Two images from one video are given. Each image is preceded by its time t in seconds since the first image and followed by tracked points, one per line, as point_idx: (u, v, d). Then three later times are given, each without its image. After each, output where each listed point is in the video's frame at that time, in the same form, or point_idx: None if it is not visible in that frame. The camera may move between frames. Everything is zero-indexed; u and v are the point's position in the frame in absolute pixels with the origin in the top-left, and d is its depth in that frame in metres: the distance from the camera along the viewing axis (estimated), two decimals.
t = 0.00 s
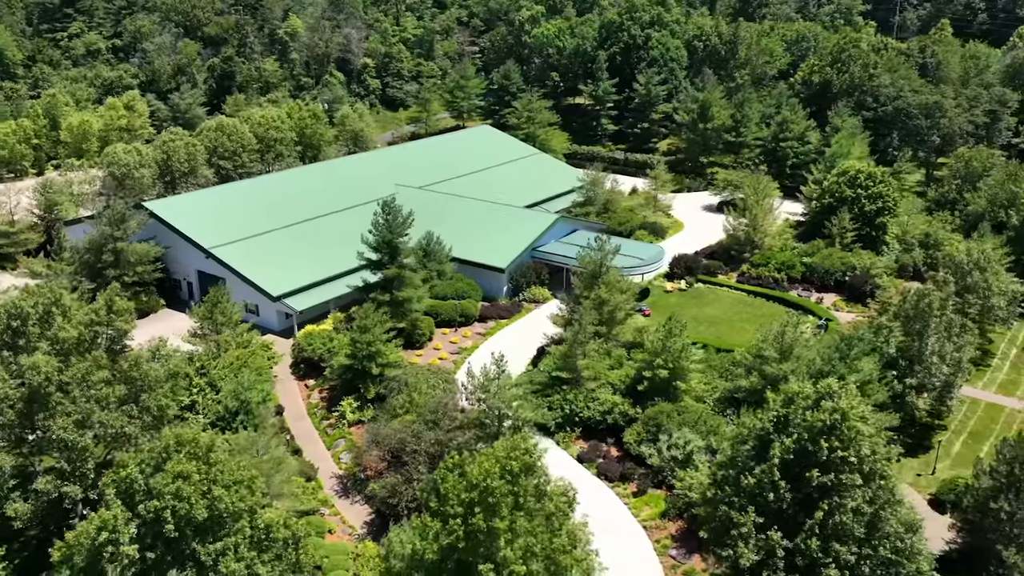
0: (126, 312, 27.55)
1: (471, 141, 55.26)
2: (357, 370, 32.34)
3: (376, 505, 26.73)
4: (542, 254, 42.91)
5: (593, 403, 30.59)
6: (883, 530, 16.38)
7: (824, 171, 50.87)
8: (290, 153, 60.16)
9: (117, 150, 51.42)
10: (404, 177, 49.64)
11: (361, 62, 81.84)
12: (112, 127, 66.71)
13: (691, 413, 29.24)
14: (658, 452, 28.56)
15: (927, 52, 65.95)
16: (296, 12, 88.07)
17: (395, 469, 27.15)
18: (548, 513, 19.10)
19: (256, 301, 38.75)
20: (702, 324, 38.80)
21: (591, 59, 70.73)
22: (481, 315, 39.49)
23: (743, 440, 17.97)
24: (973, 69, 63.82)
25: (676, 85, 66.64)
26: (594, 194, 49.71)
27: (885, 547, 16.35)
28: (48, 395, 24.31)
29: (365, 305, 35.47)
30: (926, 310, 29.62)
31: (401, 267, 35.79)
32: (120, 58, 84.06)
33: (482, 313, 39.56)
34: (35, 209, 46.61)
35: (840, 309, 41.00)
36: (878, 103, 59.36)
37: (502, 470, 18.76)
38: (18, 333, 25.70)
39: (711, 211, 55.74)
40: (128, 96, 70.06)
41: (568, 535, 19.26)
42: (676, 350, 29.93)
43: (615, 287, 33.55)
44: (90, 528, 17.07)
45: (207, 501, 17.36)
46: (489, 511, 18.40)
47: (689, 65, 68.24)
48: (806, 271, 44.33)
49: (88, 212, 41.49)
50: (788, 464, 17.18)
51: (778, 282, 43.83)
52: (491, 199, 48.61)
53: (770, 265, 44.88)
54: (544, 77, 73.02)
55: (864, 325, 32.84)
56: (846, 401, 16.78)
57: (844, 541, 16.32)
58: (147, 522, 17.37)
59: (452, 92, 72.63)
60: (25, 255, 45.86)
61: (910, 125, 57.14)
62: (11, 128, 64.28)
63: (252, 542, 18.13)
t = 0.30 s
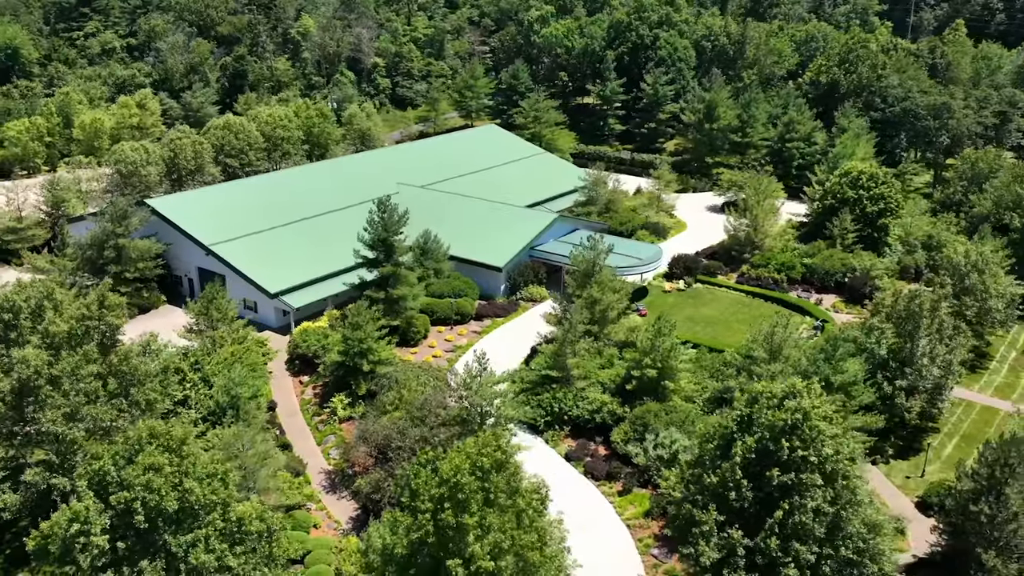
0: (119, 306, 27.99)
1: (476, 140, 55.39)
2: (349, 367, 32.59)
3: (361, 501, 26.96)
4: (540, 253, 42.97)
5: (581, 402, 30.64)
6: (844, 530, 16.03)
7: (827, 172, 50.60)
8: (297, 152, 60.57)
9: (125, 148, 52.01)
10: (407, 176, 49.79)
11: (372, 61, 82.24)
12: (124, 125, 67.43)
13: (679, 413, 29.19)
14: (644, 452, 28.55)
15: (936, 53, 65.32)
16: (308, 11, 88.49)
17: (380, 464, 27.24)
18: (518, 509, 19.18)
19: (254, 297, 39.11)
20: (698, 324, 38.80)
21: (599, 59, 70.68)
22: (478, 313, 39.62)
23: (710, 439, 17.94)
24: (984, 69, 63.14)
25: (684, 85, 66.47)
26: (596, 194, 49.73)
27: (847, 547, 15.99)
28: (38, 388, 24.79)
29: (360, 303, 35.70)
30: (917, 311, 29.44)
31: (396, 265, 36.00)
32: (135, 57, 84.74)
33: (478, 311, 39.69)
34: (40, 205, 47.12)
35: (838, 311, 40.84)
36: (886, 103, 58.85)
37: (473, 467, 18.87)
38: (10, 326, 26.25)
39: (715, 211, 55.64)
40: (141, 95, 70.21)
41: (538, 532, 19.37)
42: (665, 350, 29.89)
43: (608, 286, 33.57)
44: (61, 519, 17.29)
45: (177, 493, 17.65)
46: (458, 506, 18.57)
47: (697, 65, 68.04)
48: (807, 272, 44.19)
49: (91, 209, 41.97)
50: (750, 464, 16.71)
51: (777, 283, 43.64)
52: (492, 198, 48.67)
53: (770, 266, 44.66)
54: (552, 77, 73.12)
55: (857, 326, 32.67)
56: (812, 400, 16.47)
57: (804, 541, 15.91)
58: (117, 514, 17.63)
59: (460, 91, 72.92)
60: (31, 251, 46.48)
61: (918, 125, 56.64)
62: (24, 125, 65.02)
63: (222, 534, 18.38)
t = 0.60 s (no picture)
0: (112, 301, 28.41)
1: (481, 139, 55.52)
2: (341, 364, 32.85)
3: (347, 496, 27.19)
4: (538, 252, 43.08)
5: (570, 401, 30.70)
6: (804, 530, 16.04)
7: (831, 173, 50.30)
8: (304, 151, 60.98)
9: (133, 146, 52.62)
10: (410, 174, 49.89)
11: (383, 61, 82.61)
12: (136, 123, 68.16)
13: (667, 413, 29.20)
14: (630, 451, 28.57)
15: (947, 53, 64.72)
16: (321, 11, 88.97)
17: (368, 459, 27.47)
18: (487, 506, 19.26)
19: (253, 294, 39.50)
20: (693, 324, 38.77)
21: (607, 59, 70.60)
22: (474, 312, 39.78)
23: (678, 436, 17.97)
24: (996, 70, 62.48)
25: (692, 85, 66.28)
26: (598, 194, 49.76)
27: (808, 546, 16.02)
28: (27, 380, 25.28)
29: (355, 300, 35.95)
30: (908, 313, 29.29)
31: (392, 262, 36.23)
32: (149, 56, 85.52)
33: (475, 310, 39.87)
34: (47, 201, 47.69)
35: (836, 313, 40.61)
36: (894, 104, 58.40)
37: (443, 463, 19.04)
38: (3, 320, 26.80)
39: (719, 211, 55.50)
40: (154, 93, 70.44)
41: (508, 529, 19.52)
42: (654, 349, 29.91)
43: (601, 285, 33.63)
44: (37, 509, 17.62)
45: (150, 484, 17.98)
46: (428, 501, 18.74)
47: (705, 65, 67.81)
48: (807, 273, 43.99)
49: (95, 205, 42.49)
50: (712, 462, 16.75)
51: (777, 284, 43.44)
52: (495, 197, 48.69)
53: (770, 267, 44.51)
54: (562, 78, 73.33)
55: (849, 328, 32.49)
56: (776, 399, 16.54)
57: (765, 540, 15.92)
58: (90, 504, 17.92)
59: (469, 91, 73.06)
60: (38, 247, 47.10)
61: (926, 126, 56.13)
62: (37, 123, 65.83)
63: (196, 525, 18.75)
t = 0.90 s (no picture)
0: (106, 297, 28.87)
1: (487, 138, 55.62)
2: (334, 361, 33.09)
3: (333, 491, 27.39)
4: (537, 251, 43.20)
5: (560, 399, 30.72)
6: (765, 529, 16.05)
7: (834, 174, 50.03)
8: (311, 149, 61.38)
9: (141, 143, 53.26)
10: (414, 173, 50.07)
11: (393, 60, 82.96)
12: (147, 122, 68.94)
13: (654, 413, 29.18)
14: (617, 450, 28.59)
15: (958, 54, 64.09)
16: (333, 11, 89.50)
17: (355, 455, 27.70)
18: (459, 502, 19.32)
19: (252, 291, 39.87)
20: (689, 323, 38.78)
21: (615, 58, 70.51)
22: (471, 310, 39.98)
23: (646, 435, 18.02)
24: (1007, 71, 61.79)
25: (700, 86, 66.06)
26: (600, 194, 49.79)
27: (769, 546, 16.04)
28: (19, 373, 25.29)
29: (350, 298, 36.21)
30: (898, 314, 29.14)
31: (388, 261, 36.43)
32: (164, 55, 86.27)
33: (472, 308, 40.05)
34: (54, 197, 48.33)
35: (835, 314, 40.38)
36: (902, 104, 57.96)
37: (415, 459, 19.20)
38: None
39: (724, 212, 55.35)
40: (166, 92, 71.06)
41: (479, 525, 19.63)
42: (643, 348, 29.91)
43: (594, 285, 33.72)
44: (12, 499, 17.92)
45: (124, 475, 18.31)
46: (398, 496, 18.91)
47: (714, 65, 67.58)
48: (807, 275, 43.77)
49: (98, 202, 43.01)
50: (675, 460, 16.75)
51: (777, 284, 43.26)
52: (497, 197, 48.74)
53: (770, 267, 44.32)
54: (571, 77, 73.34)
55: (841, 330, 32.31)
56: (740, 399, 16.59)
57: (725, 538, 15.93)
58: (65, 495, 18.19)
59: (478, 90, 73.14)
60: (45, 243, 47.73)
61: (935, 127, 55.61)
62: (51, 121, 66.68)
63: (169, 516, 19.10)
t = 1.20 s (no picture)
0: (99, 292, 29.17)
1: (491, 138, 55.71)
2: (326, 358, 33.31)
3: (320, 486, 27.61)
4: (535, 250, 43.27)
5: (549, 398, 30.79)
6: (725, 528, 16.08)
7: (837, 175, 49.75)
8: (318, 148, 61.81)
9: (148, 141, 53.87)
10: (417, 172, 50.27)
11: (403, 60, 83.26)
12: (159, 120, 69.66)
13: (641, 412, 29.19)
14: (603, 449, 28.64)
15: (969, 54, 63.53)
16: (345, 11, 89.97)
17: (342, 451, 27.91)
18: (431, 497, 19.44)
19: (251, 288, 40.23)
20: (684, 324, 38.78)
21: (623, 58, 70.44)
22: (467, 309, 40.14)
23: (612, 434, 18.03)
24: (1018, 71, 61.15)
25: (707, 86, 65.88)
26: (602, 193, 49.80)
27: (730, 545, 16.15)
28: (11, 367, 26.07)
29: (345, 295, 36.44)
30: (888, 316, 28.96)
31: (383, 259, 36.62)
32: (178, 55, 87.03)
33: (468, 307, 40.19)
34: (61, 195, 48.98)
35: (833, 315, 40.24)
36: (910, 106, 57.53)
37: (387, 455, 19.35)
38: None
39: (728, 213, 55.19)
40: (178, 90, 71.74)
41: (451, 521, 19.72)
42: (631, 347, 29.94)
43: (586, 284, 33.77)
44: None
45: (98, 467, 18.62)
46: (369, 491, 19.09)
47: (722, 65, 67.40)
48: (807, 275, 43.59)
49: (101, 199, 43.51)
50: (636, 458, 16.72)
51: (776, 285, 43.16)
52: (499, 197, 48.84)
53: (770, 269, 44.17)
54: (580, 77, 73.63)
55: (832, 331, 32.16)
56: (703, 397, 16.61)
57: (684, 537, 15.97)
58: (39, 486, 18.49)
59: (486, 91, 73.29)
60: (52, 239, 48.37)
61: (942, 128, 55.15)
62: (63, 119, 67.52)
63: (144, 509, 19.33)
